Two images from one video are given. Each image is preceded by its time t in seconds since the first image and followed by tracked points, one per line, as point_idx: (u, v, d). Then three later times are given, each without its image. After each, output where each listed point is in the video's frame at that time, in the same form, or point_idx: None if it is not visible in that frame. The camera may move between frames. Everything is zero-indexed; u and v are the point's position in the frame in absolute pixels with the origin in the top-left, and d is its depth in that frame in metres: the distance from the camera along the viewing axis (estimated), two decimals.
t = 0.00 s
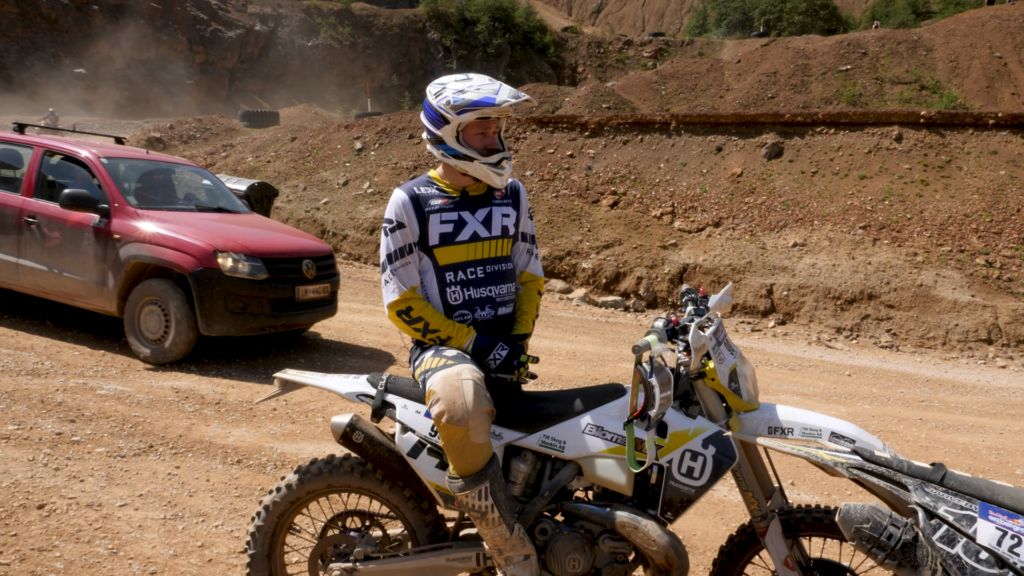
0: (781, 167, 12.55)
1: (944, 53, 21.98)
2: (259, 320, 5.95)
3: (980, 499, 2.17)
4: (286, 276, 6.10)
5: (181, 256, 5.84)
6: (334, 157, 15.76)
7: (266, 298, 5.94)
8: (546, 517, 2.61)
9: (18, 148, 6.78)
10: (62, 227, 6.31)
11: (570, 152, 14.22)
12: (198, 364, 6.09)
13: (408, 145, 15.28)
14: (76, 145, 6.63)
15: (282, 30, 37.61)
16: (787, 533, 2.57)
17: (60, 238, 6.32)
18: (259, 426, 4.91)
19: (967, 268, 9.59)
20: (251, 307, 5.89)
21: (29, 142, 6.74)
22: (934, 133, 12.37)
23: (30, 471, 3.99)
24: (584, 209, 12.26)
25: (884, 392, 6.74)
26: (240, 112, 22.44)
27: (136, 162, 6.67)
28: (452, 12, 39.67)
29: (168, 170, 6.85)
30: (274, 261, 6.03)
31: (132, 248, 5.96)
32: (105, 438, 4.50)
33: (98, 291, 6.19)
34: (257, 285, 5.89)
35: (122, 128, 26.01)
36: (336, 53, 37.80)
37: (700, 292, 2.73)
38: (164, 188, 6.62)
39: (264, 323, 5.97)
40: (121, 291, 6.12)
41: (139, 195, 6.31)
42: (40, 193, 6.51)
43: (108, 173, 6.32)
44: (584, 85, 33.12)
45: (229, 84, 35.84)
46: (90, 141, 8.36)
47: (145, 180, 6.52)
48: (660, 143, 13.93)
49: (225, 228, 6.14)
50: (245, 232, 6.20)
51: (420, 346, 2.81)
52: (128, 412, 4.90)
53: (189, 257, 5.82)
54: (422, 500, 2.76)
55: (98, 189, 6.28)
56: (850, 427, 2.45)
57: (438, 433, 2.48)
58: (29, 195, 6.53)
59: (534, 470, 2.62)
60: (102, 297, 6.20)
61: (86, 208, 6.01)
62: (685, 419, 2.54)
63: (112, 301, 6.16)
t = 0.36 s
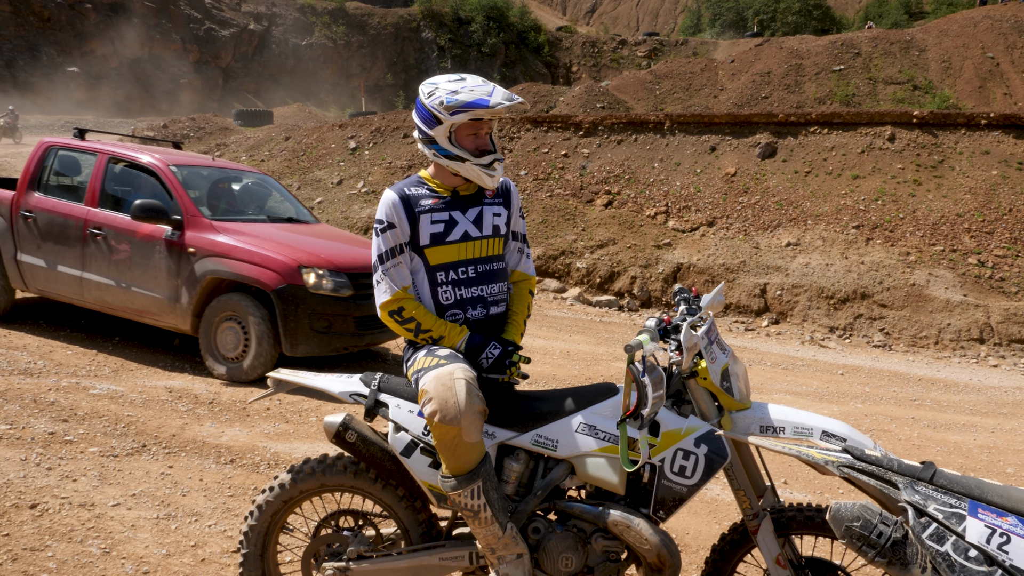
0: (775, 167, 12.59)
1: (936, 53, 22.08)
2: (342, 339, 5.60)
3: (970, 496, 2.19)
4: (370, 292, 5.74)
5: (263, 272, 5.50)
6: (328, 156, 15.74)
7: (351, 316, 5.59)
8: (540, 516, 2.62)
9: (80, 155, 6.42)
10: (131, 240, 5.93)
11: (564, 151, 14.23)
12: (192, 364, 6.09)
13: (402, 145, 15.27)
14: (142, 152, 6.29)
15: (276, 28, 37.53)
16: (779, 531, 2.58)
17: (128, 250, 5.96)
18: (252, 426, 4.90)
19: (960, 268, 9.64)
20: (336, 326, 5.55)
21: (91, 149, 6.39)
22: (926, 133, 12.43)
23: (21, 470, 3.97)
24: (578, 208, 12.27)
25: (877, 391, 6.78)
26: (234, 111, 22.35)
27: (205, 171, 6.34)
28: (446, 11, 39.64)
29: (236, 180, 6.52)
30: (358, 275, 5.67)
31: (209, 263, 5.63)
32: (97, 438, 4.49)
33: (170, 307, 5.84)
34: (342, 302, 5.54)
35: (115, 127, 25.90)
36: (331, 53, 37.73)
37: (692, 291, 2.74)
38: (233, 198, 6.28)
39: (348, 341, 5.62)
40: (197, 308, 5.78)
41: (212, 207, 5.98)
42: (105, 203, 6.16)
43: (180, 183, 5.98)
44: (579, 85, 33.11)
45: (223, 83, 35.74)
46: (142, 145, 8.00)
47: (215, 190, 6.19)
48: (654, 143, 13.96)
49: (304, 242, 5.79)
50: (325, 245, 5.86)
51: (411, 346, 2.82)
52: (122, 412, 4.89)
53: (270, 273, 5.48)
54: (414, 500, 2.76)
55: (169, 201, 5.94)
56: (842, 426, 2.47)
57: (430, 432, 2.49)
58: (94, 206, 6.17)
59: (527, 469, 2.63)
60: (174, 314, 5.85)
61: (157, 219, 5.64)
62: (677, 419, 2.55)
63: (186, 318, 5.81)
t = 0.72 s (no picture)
0: (771, 168, 12.62)
1: (932, 54, 22.16)
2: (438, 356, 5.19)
3: (964, 496, 2.20)
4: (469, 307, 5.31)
5: (358, 282, 5.18)
6: (324, 157, 15.74)
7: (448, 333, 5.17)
8: (535, 516, 2.63)
9: (153, 161, 6.17)
10: (212, 250, 5.66)
11: (561, 152, 14.25)
12: (189, 365, 6.10)
13: (399, 145, 15.27)
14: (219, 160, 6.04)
15: (272, 29, 37.53)
16: (774, 531, 2.59)
17: (208, 261, 5.68)
18: (249, 427, 4.90)
19: (955, 268, 9.68)
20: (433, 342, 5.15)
21: (165, 155, 6.13)
22: (922, 134, 12.47)
23: (17, 471, 3.97)
24: (574, 209, 12.28)
25: (872, 391, 6.80)
26: (230, 112, 22.28)
27: (285, 179, 6.12)
28: (443, 12, 39.55)
29: (315, 187, 6.27)
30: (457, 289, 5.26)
31: (296, 274, 5.37)
32: (93, 438, 4.48)
33: (254, 322, 5.57)
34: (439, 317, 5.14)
35: (111, 127, 25.87)
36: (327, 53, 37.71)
37: (688, 291, 2.74)
38: (314, 206, 6.01)
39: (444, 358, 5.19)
40: (282, 323, 5.50)
41: (297, 216, 5.71)
42: (181, 211, 5.89)
43: (262, 189, 5.74)
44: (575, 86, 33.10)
45: (219, 83, 35.72)
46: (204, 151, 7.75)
47: (298, 199, 5.93)
48: (651, 144, 13.98)
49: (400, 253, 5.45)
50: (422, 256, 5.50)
51: (406, 346, 2.83)
52: (118, 413, 4.88)
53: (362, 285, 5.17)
54: (410, 500, 2.77)
55: (251, 207, 5.70)
56: (836, 426, 2.48)
57: (425, 433, 2.49)
58: (169, 214, 5.91)
59: (522, 469, 2.64)
60: (257, 329, 5.58)
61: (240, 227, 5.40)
62: (672, 418, 2.56)
63: (271, 333, 5.54)
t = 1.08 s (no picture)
0: (770, 169, 12.62)
1: (932, 55, 22.18)
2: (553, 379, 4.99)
3: (961, 496, 2.20)
4: (578, 324, 5.16)
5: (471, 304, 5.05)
6: (324, 158, 15.74)
7: (564, 353, 5.00)
8: (534, 516, 2.63)
9: (237, 170, 5.84)
10: (305, 262, 5.26)
11: (560, 153, 14.26)
12: (188, 364, 6.12)
13: (398, 146, 15.27)
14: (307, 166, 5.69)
15: (272, 29, 37.60)
16: (773, 531, 2.60)
17: (300, 276, 5.27)
18: (248, 426, 4.90)
19: (955, 270, 9.68)
20: (548, 364, 4.98)
21: (251, 162, 5.80)
22: (921, 135, 12.48)
23: (17, 470, 3.97)
24: (574, 210, 12.29)
25: (871, 392, 6.81)
26: (230, 112, 22.25)
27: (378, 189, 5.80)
28: (442, 12, 39.49)
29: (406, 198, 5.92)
30: (567, 306, 5.13)
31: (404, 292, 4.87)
32: (93, 438, 4.48)
33: (349, 341, 5.10)
34: (554, 336, 4.99)
35: (112, 127, 25.87)
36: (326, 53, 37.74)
37: (687, 291, 2.75)
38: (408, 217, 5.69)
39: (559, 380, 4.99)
40: (381, 343, 5.01)
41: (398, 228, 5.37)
42: (270, 222, 5.52)
43: (359, 200, 5.41)
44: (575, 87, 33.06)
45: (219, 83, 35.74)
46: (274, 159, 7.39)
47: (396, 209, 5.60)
48: (650, 145, 13.99)
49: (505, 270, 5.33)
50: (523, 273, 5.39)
51: (406, 346, 2.83)
52: (117, 412, 4.88)
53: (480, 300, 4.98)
54: (410, 499, 2.77)
55: (347, 219, 5.33)
56: (835, 426, 2.48)
57: (425, 432, 2.49)
58: (258, 225, 5.55)
59: (521, 469, 2.65)
60: (352, 349, 5.10)
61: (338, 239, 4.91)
62: (672, 418, 2.57)
63: (369, 354, 5.05)
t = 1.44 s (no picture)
0: (771, 168, 12.62)
1: (933, 55, 22.15)
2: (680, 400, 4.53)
3: (962, 493, 2.20)
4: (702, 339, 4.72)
5: (593, 319, 4.54)
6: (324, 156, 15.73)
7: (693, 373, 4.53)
8: (535, 512, 2.64)
9: (317, 177, 5.46)
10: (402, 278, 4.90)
11: (561, 151, 14.26)
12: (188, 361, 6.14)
13: (399, 144, 15.27)
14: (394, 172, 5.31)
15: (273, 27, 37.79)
16: (773, 528, 2.60)
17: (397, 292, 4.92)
18: (249, 423, 4.91)
19: (955, 270, 9.68)
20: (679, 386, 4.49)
21: (332, 168, 5.42)
22: (922, 134, 12.49)
23: (18, 466, 3.97)
24: (574, 208, 12.30)
25: (871, 391, 6.82)
26: (230, 111, 22.24)
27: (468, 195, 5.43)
28: (443, 11, 39.45)
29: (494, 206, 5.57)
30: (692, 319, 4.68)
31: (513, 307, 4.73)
32: (94, 434, 4.49)
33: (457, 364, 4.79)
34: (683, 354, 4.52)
35: (112, 125, 25.87)
36: (327, 51, 37.72)
37: (688, 289, 2.74)
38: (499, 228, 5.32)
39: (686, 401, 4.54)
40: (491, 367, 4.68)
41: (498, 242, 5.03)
42: (359, 234, 5.15)
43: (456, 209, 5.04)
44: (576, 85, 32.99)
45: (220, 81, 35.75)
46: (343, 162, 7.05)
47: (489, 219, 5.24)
48: (651, 143, 13.98)
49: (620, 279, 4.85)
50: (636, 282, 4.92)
51: (406, 342, 2.84)
52: (118, 409, 4.88)
53: (598, 321, 4.52)
54: (411, 496, 2.78)
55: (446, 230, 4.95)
56: (835, 424, 2.49)
57: (426, 428, 2.50)
58: (345, 237, 5.18)
59: (523, 465, 2.65)
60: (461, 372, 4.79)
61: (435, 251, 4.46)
62: (672, 415, 2.57)
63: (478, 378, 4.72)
